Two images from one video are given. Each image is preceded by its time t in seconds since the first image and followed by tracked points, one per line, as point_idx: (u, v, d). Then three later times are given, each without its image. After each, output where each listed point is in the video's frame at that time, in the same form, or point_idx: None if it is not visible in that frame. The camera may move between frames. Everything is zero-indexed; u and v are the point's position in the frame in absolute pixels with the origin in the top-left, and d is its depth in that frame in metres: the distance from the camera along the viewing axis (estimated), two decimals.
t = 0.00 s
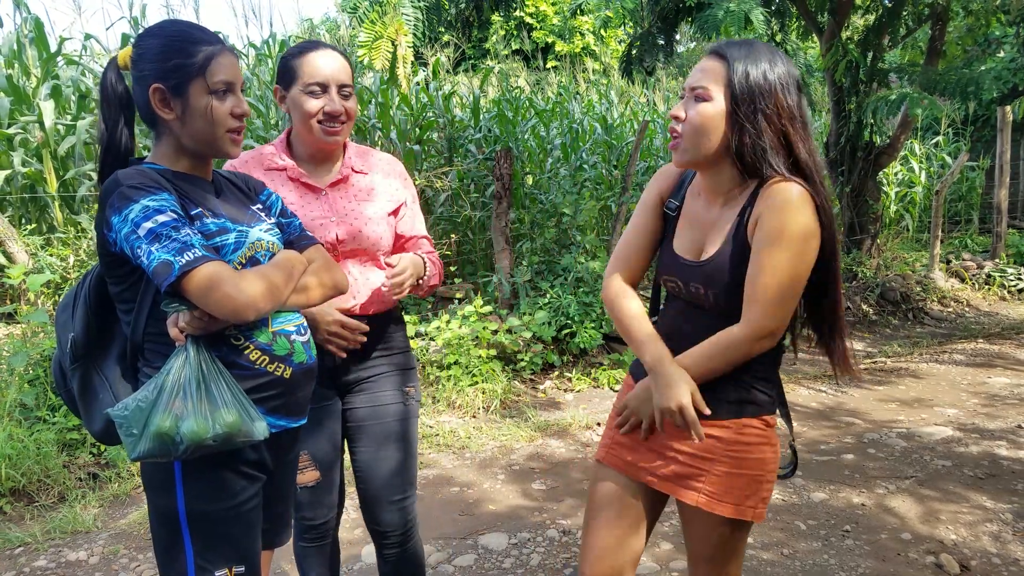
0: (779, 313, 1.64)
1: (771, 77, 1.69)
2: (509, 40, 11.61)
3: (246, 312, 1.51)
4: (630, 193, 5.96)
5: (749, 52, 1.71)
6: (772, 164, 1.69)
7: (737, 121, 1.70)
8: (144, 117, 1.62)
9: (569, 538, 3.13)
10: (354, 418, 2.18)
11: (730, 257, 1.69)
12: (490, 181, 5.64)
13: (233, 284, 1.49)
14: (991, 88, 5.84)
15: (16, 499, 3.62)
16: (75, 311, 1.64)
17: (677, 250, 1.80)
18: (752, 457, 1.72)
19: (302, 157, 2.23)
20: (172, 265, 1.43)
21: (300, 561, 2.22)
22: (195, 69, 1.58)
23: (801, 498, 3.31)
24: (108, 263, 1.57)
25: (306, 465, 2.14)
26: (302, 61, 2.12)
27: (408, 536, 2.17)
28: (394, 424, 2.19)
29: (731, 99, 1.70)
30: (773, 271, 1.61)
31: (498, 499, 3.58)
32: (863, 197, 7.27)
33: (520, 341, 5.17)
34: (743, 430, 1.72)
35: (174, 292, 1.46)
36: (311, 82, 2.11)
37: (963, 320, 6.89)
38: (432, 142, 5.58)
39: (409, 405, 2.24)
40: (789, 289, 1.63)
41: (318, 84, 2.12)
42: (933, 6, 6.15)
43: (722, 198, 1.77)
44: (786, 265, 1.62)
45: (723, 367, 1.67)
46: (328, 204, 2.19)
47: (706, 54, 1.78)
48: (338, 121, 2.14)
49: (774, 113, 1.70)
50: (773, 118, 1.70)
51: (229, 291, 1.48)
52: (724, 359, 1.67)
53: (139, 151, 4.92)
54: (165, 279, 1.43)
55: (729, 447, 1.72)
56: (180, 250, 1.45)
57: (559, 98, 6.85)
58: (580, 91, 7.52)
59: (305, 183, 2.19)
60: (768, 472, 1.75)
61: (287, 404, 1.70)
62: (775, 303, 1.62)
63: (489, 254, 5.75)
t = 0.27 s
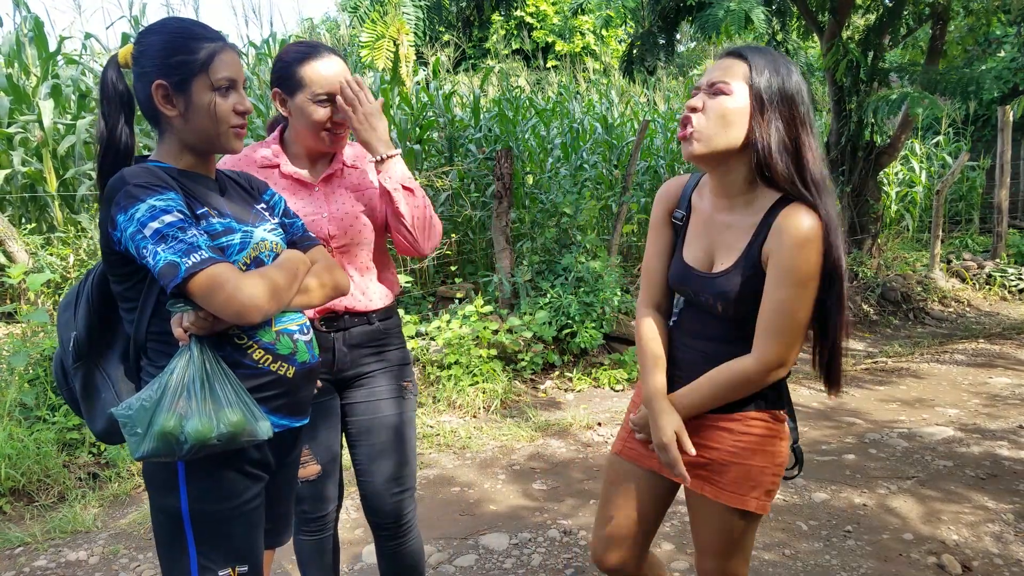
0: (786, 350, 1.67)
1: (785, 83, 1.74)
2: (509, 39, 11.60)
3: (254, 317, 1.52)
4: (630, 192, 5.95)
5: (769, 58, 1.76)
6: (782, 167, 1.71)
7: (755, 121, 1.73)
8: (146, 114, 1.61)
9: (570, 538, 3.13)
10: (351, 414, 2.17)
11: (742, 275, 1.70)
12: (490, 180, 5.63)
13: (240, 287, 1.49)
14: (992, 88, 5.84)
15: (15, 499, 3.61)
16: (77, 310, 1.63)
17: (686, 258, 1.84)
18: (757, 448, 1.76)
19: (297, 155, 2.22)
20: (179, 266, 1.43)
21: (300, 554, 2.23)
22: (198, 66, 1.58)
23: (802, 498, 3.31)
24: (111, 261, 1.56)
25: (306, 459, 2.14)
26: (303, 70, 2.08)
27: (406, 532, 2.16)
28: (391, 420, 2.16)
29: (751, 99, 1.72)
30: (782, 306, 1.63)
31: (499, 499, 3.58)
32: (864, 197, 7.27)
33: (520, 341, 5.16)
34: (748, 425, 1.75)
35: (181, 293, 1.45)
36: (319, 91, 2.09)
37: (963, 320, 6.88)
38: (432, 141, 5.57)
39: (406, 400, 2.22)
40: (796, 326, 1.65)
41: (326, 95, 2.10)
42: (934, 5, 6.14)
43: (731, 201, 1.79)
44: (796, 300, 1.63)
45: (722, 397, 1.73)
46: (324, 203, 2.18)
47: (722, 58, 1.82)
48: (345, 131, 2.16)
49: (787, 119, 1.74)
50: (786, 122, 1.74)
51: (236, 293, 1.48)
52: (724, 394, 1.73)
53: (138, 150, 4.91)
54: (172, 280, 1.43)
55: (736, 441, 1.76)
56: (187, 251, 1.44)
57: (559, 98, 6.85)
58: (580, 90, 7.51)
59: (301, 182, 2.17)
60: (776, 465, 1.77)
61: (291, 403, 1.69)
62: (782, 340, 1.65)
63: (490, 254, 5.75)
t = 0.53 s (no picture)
0: (753, 340, 1.67)
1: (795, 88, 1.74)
2: (509, 39, 11.59)
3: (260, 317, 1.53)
4: (631, 193, 5.95)
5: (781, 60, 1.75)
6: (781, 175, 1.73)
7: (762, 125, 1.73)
8: (152, 115, 1.61)
9: (572, 538, 3.13)
10: (352, 412, 2.17)
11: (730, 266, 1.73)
12: (490, 181, 5.63)
13: (247, 287, 1.50)
14: (993, 88, 5.84)
15: (17, 500, 3.61)
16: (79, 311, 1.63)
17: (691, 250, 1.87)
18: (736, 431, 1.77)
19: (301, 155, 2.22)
20: (187, 266, 1.43)
21: (302, 550, 2.22)
22: (206, 67, 1.58)
23: (804, 498, 3.31)
24: (115, 262, 1.56)
25: (307, 455, 2.14)
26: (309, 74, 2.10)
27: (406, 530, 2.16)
28: (391, 419, 2.16)
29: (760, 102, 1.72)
30: (753, 295, 1.64)
31: (500, 499, 3.58)
32: (864, 197, 7.27)
33: (521, 341, 5.16)
34: (728, 408, 1.78)
35: (188, 293, 1.45)
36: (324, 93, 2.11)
37: (964, 320, 6.88)
38: (432, 141, 5.57)
39: (407, 399, 2.22)
40: (765, 316, 1.65)
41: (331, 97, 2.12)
42: (934, 5, 6.14)
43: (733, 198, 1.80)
44: (768, 290, 1.63)
45: (698, 383, 1.76)
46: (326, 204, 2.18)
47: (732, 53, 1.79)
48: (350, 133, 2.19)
49: (791, 124, 1.75)
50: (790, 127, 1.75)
51: (242, 293, 1.49)
52: (699, 378, 1.76)
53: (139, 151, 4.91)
54: (179, 280, 1.42)
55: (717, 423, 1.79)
56: (195, 251, 1.44)
57: (559, 98, 6.85)
58: (581, 90, 7.51)
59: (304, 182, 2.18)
60: (759, 452, 1.76)
61: (294, 403, 1.70)
62: (750, 329, 1.66)
63: (490, 254, 5.75)
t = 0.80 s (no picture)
0: (725, 318, 1.79)
1: (779, 90, 1.81)
2: (509, 39, 11.59)
3: (258, 318, 1.53)
4: (630, 193, 5.94)
5: (766, 62, 1.82)
6: (758, 171, 1.81)
7: (743, 124, 1.83)
8: (152, 117, 1.61)
9: (571, 539, 3.13)
10: (349, 412, 2.17)
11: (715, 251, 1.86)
12: (490, 181, 5.62)
13: (244, 289, 1.50)
14: (993, 88, 5.83)
15: (16, 499, 3.61)
16: (75, 311, 1.64)
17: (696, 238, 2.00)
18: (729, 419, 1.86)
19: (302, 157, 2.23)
20: (183, 268, 1.44)
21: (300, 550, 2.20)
22: (206, 70, 1.58)
23: (803, 498, 3.31)
24: (111, 262, 1.56)
25: (305, 452, 2.14)
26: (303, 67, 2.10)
27: (405, 529, 2.16)
28: (389, 420, 2.17)
29: (741, 103, 1.81)
30: (724, 276, 1.75)
31: (500, 500, 3.58)
32: (864, 197, 7.27)
33: (520, 341, 5.16)
34: (719, 396, 1.87)
35: (184, 295, 1.46)
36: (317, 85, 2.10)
37: (964, 320, 6.88)
38: (432, 141, 5.58)
39: (405, 399, 2.22)
40: (735, 297, 1.75)
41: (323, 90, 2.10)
42: (934, 5, 6.13)
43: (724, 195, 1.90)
44: (738, 272, 1.73)
45: (685, 362, 1.89)
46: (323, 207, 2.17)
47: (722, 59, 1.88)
48: (345, 125, 2.16)
49: (775, 124, 1.82)
50: (772, 127, 1.82)
51: (238, 296, 1.49)
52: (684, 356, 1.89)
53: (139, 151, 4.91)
54: (175, 282, 1.43)
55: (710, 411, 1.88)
56: (191, 253, 1.45)
57: (559, 98, 6.85)
58: (581, 91, 7.51)
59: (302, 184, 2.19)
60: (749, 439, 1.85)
61: (289, 404, 1.70)
62: (721, 307, 1.78)
63: (490, 254, 5.75)
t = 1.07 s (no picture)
0: (727, 313, 1.78)
1: (779, 90, 1.80)
2: (509, 39, 11.59)
3: (248, 318, 1.52)
4: (630, 193, 5.94)
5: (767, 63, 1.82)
6: (760, 170, 1.79)
7: (744, 124, 1.82)
8: (150, 116, 1.60)
9: (570, 539, 3.13)
10: (346, 411, 2.17)
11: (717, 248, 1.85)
12: (490, 181, 5.62)
13: (236, 292, 1.50)
14: (993, 87, 5.82)
15: (15, 499, 3.61)
16: (70, 310, 1.64)
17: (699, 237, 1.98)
18: (732, 412, 1.86)
19: (299, 156, 2.22)
20: (176, 269, 1.44)
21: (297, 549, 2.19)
22: (209, 73, 1.58)
23: (802, 498, 3.30)
24: (105, 262, 1.56)
25: (302, 451, 2.13)
26: (297, 60, 2.12)
27: (402, 528, 2.16)
28: (385, 419, 2.16)
29: (741, 102, 1.81)
30: (725, 273, 1.74)
31: (499, 499, 3.58)
32: (864, 197, 7.26)
33: (520, 341, 5.16)
34: (722, 391, 1.87)
35: (176, 296, 1.46)
36: (309, 78, 2.11)
37: (964, 320, 6.87)
38: (432, 141, 5.58)
39: (402, 399, 2.21)
40: (737, 292, 1.74)
41: (316, 82, 2.11)
42: (934, 5, 6.13)
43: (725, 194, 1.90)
44: (739, 268, 1.72)
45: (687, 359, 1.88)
46: (322, 207, 2.16)
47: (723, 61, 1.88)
48: (337, 117, 2.15)
49: (775, 125, 1.82)
50: (772, 127, 1.82)
51: (230, 298, 1.49)
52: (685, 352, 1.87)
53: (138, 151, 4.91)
54: (167, 284, 1.43)
55: (714, 405, 1.88)
56: (184, 255, 1.45)
57: (559, 98, 6.85)
58: (581, 90, 7.51)
59: (302, 185, 2.18)
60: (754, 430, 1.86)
61: (281, 405, 1.69)
62: (723, 303, 1.77)
63: (490, 254, 5.75)
